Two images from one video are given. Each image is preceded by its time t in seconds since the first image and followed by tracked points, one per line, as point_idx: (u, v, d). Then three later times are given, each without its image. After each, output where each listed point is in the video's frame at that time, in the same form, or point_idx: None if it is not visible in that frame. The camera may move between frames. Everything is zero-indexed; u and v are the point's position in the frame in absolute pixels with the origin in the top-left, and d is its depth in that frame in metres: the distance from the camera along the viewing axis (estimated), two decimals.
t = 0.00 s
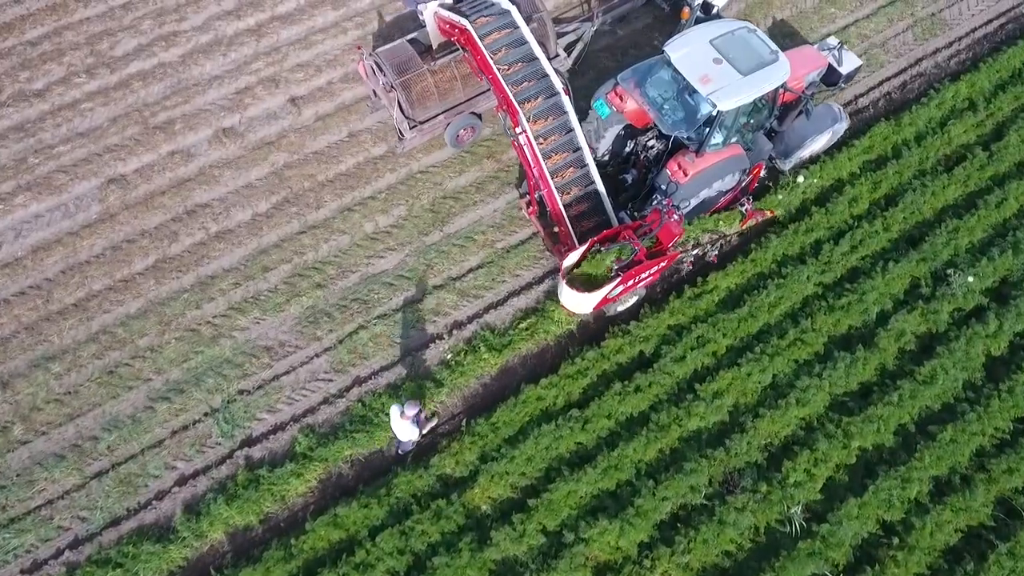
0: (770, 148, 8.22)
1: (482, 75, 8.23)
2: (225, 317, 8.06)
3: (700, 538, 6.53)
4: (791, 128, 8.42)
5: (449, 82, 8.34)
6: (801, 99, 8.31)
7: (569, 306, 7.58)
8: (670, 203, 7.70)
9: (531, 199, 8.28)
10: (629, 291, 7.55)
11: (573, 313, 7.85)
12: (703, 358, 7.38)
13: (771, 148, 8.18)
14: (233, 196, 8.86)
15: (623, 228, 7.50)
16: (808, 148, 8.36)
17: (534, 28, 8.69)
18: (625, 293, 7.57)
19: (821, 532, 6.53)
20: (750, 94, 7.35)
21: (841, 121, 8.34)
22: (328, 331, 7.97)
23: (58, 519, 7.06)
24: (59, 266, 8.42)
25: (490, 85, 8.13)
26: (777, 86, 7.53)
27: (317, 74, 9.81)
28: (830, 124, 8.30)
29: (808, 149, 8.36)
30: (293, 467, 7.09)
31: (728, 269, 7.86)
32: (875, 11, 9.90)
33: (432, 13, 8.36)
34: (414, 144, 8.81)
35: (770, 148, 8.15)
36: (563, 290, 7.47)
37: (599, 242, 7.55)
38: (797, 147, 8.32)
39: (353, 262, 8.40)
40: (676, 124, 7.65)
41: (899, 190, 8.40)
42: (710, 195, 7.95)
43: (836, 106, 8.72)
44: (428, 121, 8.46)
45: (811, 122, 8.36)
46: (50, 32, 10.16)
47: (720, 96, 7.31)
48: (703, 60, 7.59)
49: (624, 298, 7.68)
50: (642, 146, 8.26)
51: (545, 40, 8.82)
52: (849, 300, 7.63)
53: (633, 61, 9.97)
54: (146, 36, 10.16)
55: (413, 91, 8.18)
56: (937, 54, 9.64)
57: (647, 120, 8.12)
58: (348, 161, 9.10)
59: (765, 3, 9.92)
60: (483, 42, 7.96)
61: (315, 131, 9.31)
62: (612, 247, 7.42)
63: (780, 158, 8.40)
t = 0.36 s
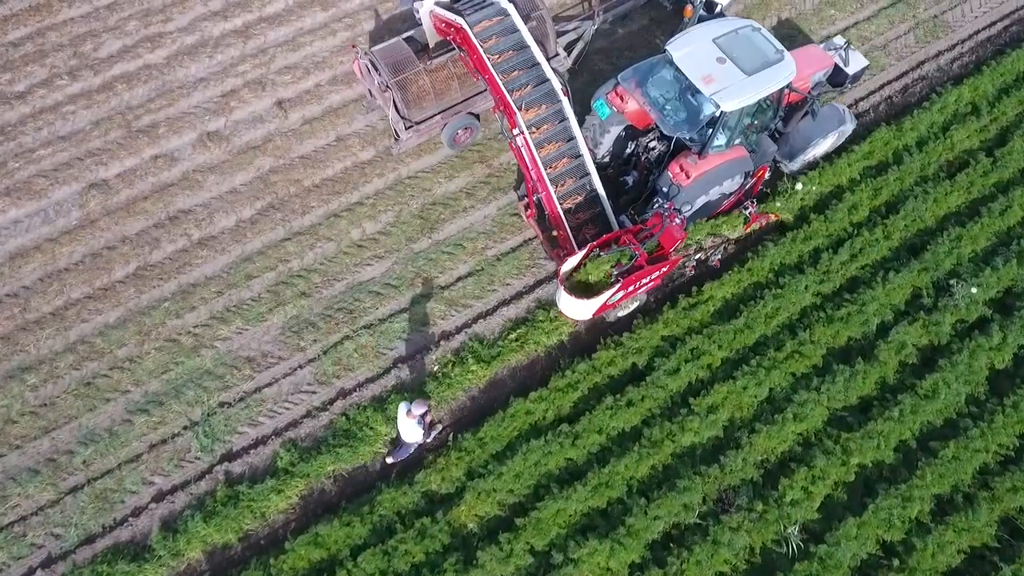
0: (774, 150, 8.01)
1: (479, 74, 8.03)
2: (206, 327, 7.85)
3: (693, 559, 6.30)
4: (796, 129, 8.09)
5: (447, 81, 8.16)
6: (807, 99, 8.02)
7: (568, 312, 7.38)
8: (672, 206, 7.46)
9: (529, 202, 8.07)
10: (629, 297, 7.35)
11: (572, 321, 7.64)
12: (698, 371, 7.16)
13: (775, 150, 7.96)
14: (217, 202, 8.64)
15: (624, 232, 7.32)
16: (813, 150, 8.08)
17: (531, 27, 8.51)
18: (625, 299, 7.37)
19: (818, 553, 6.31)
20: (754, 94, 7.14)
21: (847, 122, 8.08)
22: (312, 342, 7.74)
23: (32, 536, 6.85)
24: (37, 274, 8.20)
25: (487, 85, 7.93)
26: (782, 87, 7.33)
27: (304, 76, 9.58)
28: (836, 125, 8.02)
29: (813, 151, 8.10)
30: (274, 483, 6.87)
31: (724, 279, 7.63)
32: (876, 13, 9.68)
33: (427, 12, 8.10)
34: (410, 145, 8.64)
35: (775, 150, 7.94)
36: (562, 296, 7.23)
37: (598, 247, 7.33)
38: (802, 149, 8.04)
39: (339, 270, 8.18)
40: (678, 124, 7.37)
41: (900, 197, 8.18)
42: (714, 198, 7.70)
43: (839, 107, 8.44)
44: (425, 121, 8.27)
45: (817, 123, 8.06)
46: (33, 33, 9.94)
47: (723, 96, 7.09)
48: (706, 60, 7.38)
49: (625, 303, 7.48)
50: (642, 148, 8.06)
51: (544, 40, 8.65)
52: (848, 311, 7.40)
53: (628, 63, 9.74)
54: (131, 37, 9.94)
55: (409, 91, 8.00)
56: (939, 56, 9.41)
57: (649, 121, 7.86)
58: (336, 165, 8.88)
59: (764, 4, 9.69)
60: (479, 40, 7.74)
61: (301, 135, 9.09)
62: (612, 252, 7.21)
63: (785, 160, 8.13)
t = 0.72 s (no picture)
0: (777, 150, 7.90)
1: (475, 71, 7.87)
2: (186, 335, 7.64)
3: None
4: (799, 129, 7.92)
5: (443, 78, 8.00)
6: (810, 98, 7.87)
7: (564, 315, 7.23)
8: (672, 206, 7.30)
9: (526, 201, 7.90)
10: (627, 299, 7.25)
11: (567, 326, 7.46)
12: (690, 382, 6.95)
13: (778, 150, 7.85)
14: (199, 206, 8.43)
15: (622, 234, 7.19)
16: (817, 149, 7.94)
17: (529, 23, 8.32)
18: (623, 301, 7.27)
19: (813, 572, 6.09)
20: (756, 93, 6.98)
21: (852, 122, 7.85)
22: (294, 350, 7.53)
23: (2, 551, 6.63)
24: (14, 279, 7.99)
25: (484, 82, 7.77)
26: (783, 85, 7.16)
27: (290, 77, 9.37)
28: (840, 125, 7.80)
29: (817, 151, 7.94)
30: (252, 497, 6.67)
31: (718, 286, 7.42)
32: (876, 13, 9.47)
33: (422, 7, 7.90)
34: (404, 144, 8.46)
35: (778, 150, 7.81)
36: (558, 298, 7.13)
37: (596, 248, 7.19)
38: (805, 149, 7.91)
39: (323, 276, 7.97)
40: (678, 123, 7.17)
41: (899, 203, 7.96)
42: (714, 199, 7.59)
43: (846, 106, 8.19)
44: (419, 120, 8.11)
45: (820, 123, 7.85)
46: (14, 32, 9.73)
47: (724, 94, 6.92)
48: (707, 56, 7.19)
49: (624, 306, 7.37)
50: (642, 147, 7.80)
51: (542, 37, 8.47)
52: (845, 320, 7.19)
53: (622, 64, 9.53)
54: (114, 37, 9.74)
55: (402, 88, 7.84)
56: (940, 58, 9.20)
57: (648, 120, 7.58)
58: (321, 168, 8.68)
59: (761, 4, 9.49)
60: (476, 36, 7.59)
61: (287, 137, 8.88)
62: (610, 254, 7.08)
63: (788, 161, 8.02)
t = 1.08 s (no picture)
0: (780, 150, 7.66)
1: (470, 69, 7.68)
2: (164, 344, 7.43)
3: None
4: (804, 130, 7.75)
5: (439, 76, 7.78)
6: (814, 98, 7.67)
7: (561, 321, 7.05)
8: (672, 208, 7.16)
9: (523, 203, 7.74)
10: (625, 304, 7.01)
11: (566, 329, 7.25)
12: (683, 395, 6.74)
13: (782, 150, 7.62)
14: (180, 211, 8.22)
15: (621, 237, 6.96)
16: (821, 151, 7.75)
17: (527, 21, 8.11)
18: (621, 306, 7.03)
19: None
20: (760, 91, 6.80)
21: (858, 121, 7.69)
22: (276, 360, 7.31)
23: None
24: None
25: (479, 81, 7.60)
26: (788, 83, 6.98)
27: (276, 79, 9.15)
28: (845, 125, 7.65)
29: (822, 152, 7.75)
30: (228, 514, 6.46)
31: (712, 295, 7.20)
32: (876, 14, 9.25)
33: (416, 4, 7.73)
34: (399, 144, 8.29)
35: (781, 150, 7.56)
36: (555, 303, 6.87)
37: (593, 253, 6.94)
38: (809, 150, 7.70)
39: (307, 284, 7.75)
40: (680, 122, 7.03)
41: (899, 209, 7.74)
42: (717, 200, 7.37)
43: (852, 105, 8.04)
44: (414, 119, 7.88)
45: (825, 123, 7.69)
46: None
47: (727, 93, 6.75)
48: (709, 54, 7.04)
49: (623, 311, 7.13)
50: (642, 148, 7.65)
51: (539, 35, 8.26)
52: (843, 331, 6.98)
53: (615, 66, 9.32)
54: (97, 37, 9.52)
55: (395, 86, 7.63)
56: (941, 60, 8.99)
57: (649, 119, 7.43)
58: (306, 173, 8.47)
59: (758, 5, 9.28)
60: (470, 34, 7.42)
61: (271, 141, 8.67)
62: (609, 257, 6.83)
63: (792, 162, 7.83)
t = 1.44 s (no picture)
0: (784, 154, 7.42)
1: (465, 70, 7.51)
2: (140, 357, 7.20)
3: None
4: (809, 134, 7.51)
5: (433, 78, 7.61)
6: (820, 100, 7.47)
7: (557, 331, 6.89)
8: (673, 215, 6.94)
9: (519, 208, 7.55)
10: (625, 313, 6.87)
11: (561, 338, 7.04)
12: (674, 412, 6.51)
13: (786, 154, 7.36)
14: (159, 219, 7.99)
15: (620, 244, 6.84)
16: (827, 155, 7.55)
17: (523, 21, 7.89)
18: (621, 315, 6.89)
19: None
20: (763, 94, 6.60)
21: (864, 124, 7.50)
22: (255, 375, 7.09)
23: None
24: None
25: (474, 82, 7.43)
26: (793, 86, 6.76)
27: (260, 83, 8.92)
28: (852, 129, 7.45)
29: (827, 155, 7.54)
30: (202, 535, 6.24)
31: (705, 308, 6.97)
32: (876, 17, 9.01)
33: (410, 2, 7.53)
34: (393, 146, 8.10)
35: (785, 155, 7.31)
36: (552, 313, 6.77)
37: (592, 260, 6.85)
38: (814, 154, 7.50)
39: (288, 295, 7.51)
40: (681, 125, 6.81)
41: (899, 219, 7.51)
42: (719, 206, 7.17)
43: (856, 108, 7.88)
44: (408, 121, 7.70)
45: (830, 126, 7.49)
46: None
47: (729, 95, 6.55)
48: (711, 56, 6.84)
49: (623, 320, 7.00)
50: (642, 151, 7.42)
51: (538, 35, 8.04)
52: (840, 346, 6.74)
53: (608, 71, 9.09)
54: (79, 40, 9.28)
55: (389, 87, 7.46)
56: (942, 64, 8.76)
57: (649, 122, 7.21)
58: (290, 180, 8.24)
59: (756, 8, 9.04)
60: (464, 34, 7.27)
61: (254, 146, 8.45)
62: (607, 266, 6.77)
63: (796, 166, 7.61)
